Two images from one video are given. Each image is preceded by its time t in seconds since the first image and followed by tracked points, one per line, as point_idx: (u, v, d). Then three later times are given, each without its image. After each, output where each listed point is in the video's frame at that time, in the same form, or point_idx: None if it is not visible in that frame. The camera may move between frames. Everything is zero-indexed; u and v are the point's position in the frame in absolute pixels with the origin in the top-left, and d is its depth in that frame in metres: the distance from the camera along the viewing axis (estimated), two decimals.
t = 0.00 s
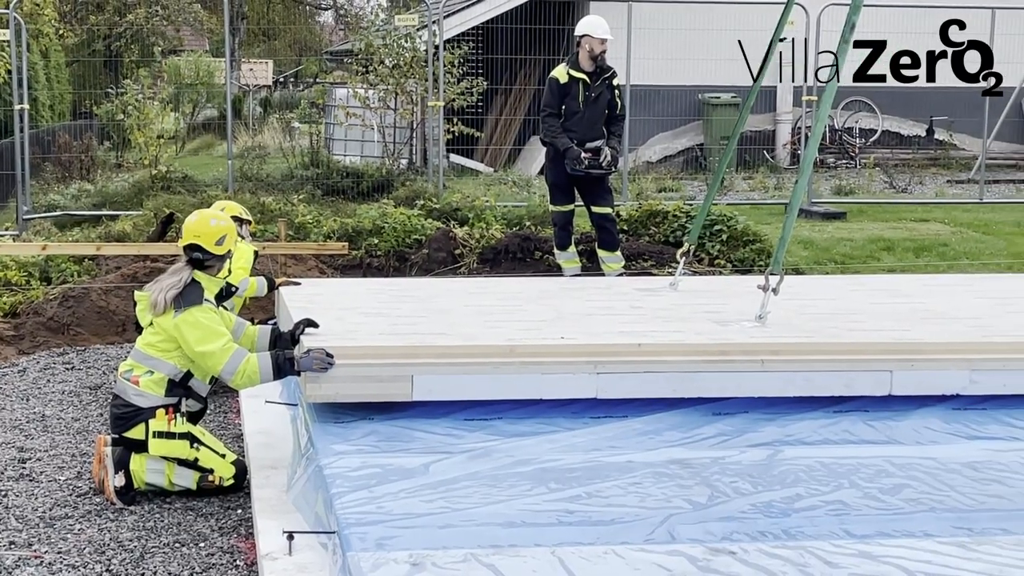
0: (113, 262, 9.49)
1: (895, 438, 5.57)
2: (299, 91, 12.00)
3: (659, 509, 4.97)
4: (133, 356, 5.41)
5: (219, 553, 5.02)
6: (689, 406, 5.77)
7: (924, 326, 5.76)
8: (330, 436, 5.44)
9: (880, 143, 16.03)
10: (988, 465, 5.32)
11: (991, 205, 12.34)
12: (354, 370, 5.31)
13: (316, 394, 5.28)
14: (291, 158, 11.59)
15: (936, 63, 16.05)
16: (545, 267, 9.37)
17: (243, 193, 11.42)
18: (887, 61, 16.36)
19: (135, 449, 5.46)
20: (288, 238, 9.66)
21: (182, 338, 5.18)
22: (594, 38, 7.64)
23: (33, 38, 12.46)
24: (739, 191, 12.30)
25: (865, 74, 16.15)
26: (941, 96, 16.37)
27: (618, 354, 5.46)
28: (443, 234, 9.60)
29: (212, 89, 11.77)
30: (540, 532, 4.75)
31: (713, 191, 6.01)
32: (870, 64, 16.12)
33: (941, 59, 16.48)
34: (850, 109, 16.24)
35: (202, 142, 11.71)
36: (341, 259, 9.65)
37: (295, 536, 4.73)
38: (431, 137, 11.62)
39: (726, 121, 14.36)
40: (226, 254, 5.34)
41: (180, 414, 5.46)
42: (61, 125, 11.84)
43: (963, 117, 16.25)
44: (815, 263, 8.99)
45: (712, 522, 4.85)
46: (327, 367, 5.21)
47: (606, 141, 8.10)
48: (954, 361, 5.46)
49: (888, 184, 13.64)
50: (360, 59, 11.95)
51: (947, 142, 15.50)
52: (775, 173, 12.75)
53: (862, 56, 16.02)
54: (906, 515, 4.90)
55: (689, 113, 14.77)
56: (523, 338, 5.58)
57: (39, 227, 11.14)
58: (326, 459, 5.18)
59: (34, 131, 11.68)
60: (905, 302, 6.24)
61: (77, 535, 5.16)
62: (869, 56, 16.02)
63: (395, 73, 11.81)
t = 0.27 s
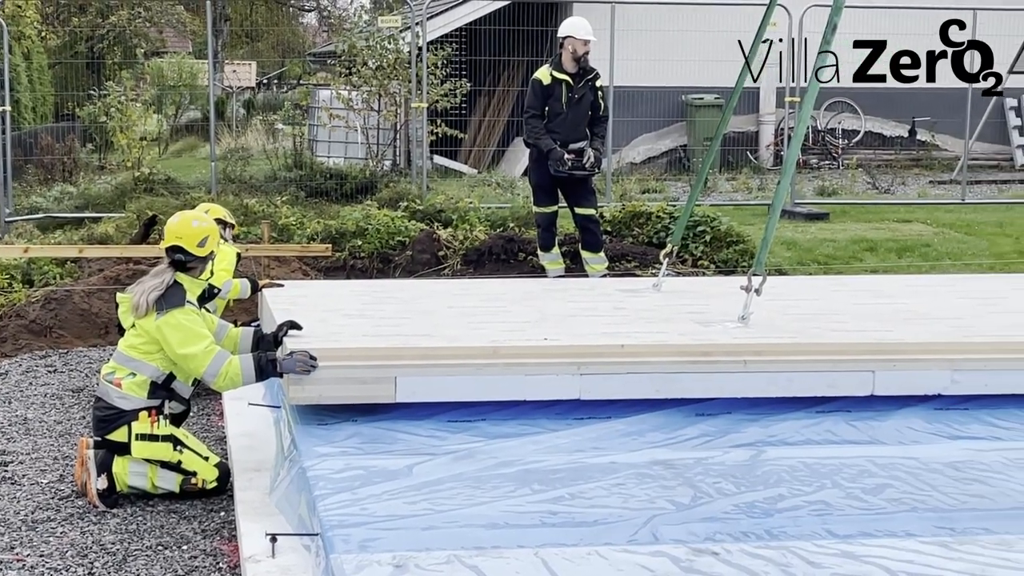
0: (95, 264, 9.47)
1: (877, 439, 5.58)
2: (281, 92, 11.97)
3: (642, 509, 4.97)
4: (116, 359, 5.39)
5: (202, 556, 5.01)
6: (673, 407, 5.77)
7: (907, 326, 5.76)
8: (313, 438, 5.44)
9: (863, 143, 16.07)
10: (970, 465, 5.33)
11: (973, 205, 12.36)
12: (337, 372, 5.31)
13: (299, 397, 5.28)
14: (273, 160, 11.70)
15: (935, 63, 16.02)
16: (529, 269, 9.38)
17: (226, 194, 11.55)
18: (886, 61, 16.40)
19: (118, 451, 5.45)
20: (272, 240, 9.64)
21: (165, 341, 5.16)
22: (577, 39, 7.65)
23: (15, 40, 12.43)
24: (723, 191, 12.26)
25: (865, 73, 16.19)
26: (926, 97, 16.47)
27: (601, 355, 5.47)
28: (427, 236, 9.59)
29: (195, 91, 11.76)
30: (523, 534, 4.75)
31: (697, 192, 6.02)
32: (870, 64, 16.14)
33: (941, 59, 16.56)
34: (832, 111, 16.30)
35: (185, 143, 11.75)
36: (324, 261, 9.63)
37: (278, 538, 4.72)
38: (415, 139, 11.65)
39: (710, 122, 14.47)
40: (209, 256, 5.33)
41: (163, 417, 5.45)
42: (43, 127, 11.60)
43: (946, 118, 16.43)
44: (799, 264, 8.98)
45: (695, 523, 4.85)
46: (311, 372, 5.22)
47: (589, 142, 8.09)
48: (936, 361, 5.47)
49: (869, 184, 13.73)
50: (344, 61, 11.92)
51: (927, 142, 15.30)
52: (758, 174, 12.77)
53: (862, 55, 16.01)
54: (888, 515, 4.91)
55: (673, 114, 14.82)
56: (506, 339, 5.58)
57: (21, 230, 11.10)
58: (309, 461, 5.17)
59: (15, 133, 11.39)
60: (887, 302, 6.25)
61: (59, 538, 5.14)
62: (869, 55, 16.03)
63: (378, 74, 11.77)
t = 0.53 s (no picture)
0: (74, 266, 9.44)
1: (856, 438, 5.59)
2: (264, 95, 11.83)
3: (622, 510, 4.97)
4: (94, 360, 5.37)
5: (181, 559, 4.99)
6: (653, 408, 5.78)
7: (886, 327, 5.78)
8: (293, 440, 5.43)
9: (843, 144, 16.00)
10: (948, 464, 5.35)
11: (952, 206, 12.39)
12: (318, 374, 5.31)
13: (279, 399, 5.28)
14: (254, 162, 11.53)
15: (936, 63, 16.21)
16: (510, 270, 9.46)
17: (206, 197, 11.36)
18: (886, 62, 16.49)
19: (98, 454, 5.42)
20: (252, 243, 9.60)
21: (143, 341, 5.15)
22: (556, 41, 7.68)
23: None
24: (703, 193, 12.27)
25: (865, 74, 16.27)
26: (905, 99, 16.55)
27: (581, 356, 5.47)
28: (408, 238, 9.56)
29: (175, 93, 11.66)
30: (503, 534, 4.75)
31: (676, 195, 6.00)
32: (870, 64, 16.30)
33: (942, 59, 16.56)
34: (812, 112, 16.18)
35: (166, 145, 11.72)
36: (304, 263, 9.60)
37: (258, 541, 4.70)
38: (396, 141, 11.65)
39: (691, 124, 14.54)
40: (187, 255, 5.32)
41: (143, 418, 5.43)
42: (21, 129, 11.51)
43: (926, 118, 16.49)
44: (779, 265, 8.96)
45: (675, 523, 4.86)
46: (294, 381, 5.21)
47: (569, 144, 8.11)
48: (914, 361, 5.48)
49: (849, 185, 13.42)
50: (325, 62, 11.96)
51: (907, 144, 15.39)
52: (739, 176, 12.76)
53: (862, 56, 16.21)
54: (868, 514, 4.92)
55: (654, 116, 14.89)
56: (486, 340, 5.58)
57: None
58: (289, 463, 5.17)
59: None
60: (867, 303, 6.26)
61: (38, 541, 5.12)
62: (869, 56, 16.25)
63: (359, 76, 11.86)
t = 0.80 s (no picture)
0: (49, 269, 9.38)
1: (833, 439, 5.60)
2: (241, 97, 11.81)
3: (600, 511, 4.98)
4: (70, 363, 5.36)
5: (157, 562, 4.97)
6: (631, 409, 5.78)
7: (863, 327, 5.80)
8: (270, 442, 5.43)
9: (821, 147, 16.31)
10: (924, 464, 5.37)
11: (927, 207, 12.41)
12: (295, 376, 5.31)
13: (256, 401, 5.28)
14: (231, 163, 11.59)
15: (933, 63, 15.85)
16: (488, 272, 9.49)
17: (183, 198, 11.44)
18: (886, 62, 16.28)
19: (74, 457, 5.40)
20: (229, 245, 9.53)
21: (118, 343, 5.13)
22: (534, 42, 7.69)
23: None
24: (682, 195, 12.31)
25: (865, 74, 16.27)
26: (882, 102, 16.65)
27: (558, 358, 5.48)
28: (385, 240, 9.53)
29: (152, 95, 11.63)
30: (481, 536, 4.75)
31: (654, 196, 5.98)
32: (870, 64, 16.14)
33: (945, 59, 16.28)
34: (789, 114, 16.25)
35: (142, 148, 11.62)
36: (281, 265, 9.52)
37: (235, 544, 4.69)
38: (373, 142, 11.52)
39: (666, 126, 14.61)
40: (162, 257, 5.32)
41: (119, 422, 5.40)
42: None
43: (902, 120, 16.63)
44: (757, 266, 8.89)
45: (653, 524, 4.86)
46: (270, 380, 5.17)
47: (546, 146, 8.12)
48: (890, 361, 5.50)
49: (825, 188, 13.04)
50: (302, 65, 11.88)
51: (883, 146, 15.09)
52: (716, 177, 12.59)
53: (861, 55, 16.12)
54: (844, 515, 4.94)
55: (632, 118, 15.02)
56: (464, 342, 5.58)
57: None
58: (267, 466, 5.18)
59: None
60: (843, 304, 6.27)
61: (13, 545, 5.09)
62: (869, 55, 16.09)
63: (336, 79, 11.79)
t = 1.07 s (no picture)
0: (22, 273, 9.33)
1: (807, 440, 5.61)
2: (215, 100, 11.99)
3: (574, 513, 4.98)
4: (42, 368, 5.32)
5: (131, 566, 4.94)
6: (607, 411, 5.78)
7: (837, 329, 5.81)
8: (244, 446, 5.42)
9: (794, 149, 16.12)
10: (897, 465, 5.39)
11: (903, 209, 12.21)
12: (269, 379, 5.29)
13: (230, 405, 5.26)
14: (206, 167, 11.45)
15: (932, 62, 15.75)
16: (464, 275, 9.43)
17: (157, 202, 11.25)
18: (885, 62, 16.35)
19: (46, 462, 5.37)
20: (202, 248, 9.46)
21: (91, 350, 5.11)
22: (508, 44, 7.67)
23: None
24: (656, 197, 12.39)
25: (865, 73, 16.22)
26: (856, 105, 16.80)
27: (533, 360, 5.48)
28: (360, 243, 9.53)
29: (126, 97, 11.71)
30: (455, 539, 4.74)
31: (628, 199, 5.98)
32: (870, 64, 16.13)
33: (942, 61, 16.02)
34: (764, 116, 16.06)
35: (116, 150, 11.73)
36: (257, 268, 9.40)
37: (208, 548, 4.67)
38: (348, 144, 11.33)
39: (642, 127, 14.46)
40: (126, 258, 5.25)
41: (92, 426, 5.38)
42: None
43: (875, 122, 16.77)
44: (731, 269, 8.77)
45: (628, 526, 4.86)
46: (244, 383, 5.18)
47: (522, 148, 8.08)
48: (863, 363, 5.51)
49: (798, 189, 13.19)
50: (276, 67, 11.80)
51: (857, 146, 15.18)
52: (692, 178, 12.68)
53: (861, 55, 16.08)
54: (818, 516, 4.95)
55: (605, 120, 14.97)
56: (439, 345, 5.58)
57: None
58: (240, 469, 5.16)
59: None
60: (818, 305, 6.28)
61: None
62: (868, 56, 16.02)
63: (310, 81, 11.57)
